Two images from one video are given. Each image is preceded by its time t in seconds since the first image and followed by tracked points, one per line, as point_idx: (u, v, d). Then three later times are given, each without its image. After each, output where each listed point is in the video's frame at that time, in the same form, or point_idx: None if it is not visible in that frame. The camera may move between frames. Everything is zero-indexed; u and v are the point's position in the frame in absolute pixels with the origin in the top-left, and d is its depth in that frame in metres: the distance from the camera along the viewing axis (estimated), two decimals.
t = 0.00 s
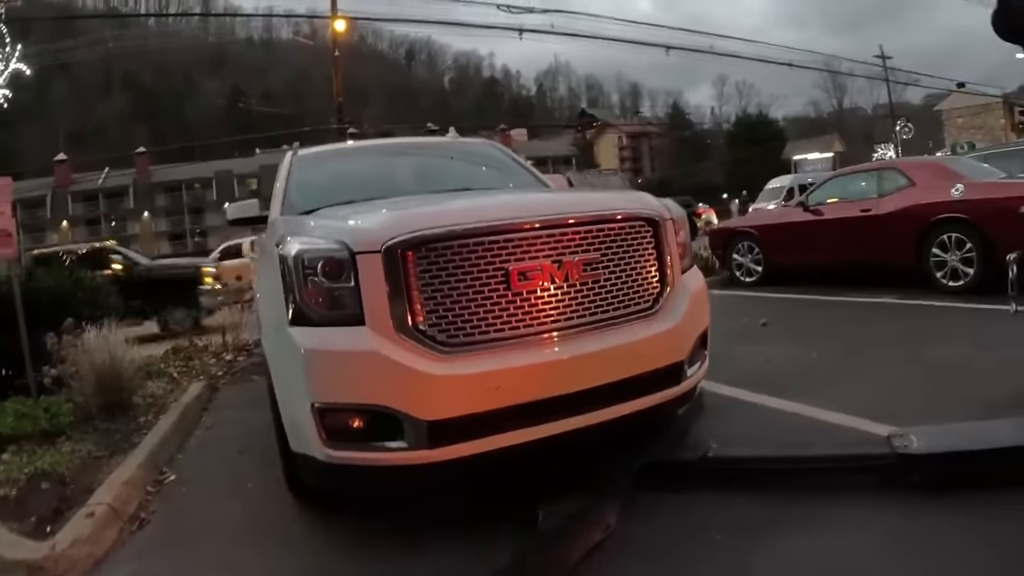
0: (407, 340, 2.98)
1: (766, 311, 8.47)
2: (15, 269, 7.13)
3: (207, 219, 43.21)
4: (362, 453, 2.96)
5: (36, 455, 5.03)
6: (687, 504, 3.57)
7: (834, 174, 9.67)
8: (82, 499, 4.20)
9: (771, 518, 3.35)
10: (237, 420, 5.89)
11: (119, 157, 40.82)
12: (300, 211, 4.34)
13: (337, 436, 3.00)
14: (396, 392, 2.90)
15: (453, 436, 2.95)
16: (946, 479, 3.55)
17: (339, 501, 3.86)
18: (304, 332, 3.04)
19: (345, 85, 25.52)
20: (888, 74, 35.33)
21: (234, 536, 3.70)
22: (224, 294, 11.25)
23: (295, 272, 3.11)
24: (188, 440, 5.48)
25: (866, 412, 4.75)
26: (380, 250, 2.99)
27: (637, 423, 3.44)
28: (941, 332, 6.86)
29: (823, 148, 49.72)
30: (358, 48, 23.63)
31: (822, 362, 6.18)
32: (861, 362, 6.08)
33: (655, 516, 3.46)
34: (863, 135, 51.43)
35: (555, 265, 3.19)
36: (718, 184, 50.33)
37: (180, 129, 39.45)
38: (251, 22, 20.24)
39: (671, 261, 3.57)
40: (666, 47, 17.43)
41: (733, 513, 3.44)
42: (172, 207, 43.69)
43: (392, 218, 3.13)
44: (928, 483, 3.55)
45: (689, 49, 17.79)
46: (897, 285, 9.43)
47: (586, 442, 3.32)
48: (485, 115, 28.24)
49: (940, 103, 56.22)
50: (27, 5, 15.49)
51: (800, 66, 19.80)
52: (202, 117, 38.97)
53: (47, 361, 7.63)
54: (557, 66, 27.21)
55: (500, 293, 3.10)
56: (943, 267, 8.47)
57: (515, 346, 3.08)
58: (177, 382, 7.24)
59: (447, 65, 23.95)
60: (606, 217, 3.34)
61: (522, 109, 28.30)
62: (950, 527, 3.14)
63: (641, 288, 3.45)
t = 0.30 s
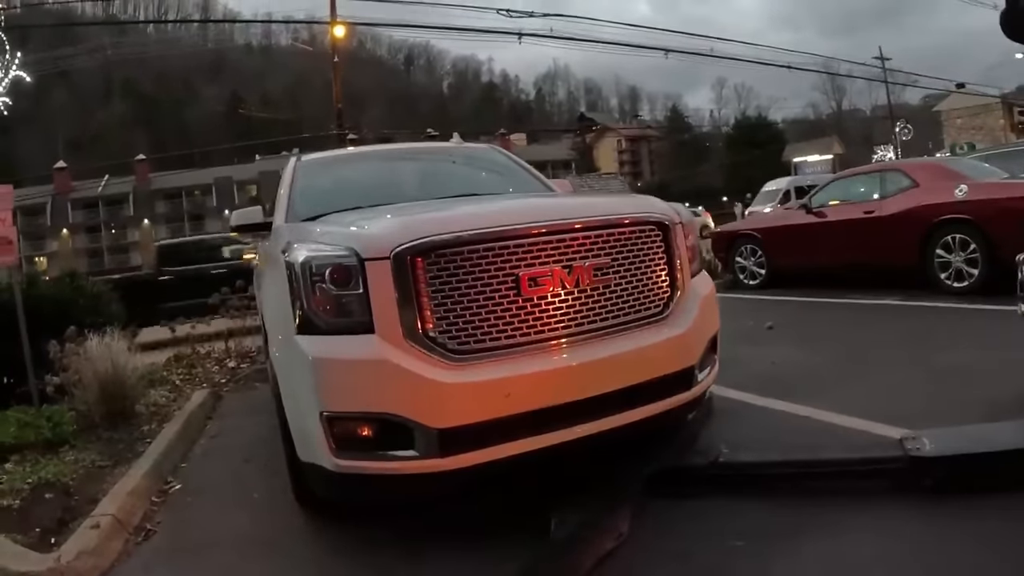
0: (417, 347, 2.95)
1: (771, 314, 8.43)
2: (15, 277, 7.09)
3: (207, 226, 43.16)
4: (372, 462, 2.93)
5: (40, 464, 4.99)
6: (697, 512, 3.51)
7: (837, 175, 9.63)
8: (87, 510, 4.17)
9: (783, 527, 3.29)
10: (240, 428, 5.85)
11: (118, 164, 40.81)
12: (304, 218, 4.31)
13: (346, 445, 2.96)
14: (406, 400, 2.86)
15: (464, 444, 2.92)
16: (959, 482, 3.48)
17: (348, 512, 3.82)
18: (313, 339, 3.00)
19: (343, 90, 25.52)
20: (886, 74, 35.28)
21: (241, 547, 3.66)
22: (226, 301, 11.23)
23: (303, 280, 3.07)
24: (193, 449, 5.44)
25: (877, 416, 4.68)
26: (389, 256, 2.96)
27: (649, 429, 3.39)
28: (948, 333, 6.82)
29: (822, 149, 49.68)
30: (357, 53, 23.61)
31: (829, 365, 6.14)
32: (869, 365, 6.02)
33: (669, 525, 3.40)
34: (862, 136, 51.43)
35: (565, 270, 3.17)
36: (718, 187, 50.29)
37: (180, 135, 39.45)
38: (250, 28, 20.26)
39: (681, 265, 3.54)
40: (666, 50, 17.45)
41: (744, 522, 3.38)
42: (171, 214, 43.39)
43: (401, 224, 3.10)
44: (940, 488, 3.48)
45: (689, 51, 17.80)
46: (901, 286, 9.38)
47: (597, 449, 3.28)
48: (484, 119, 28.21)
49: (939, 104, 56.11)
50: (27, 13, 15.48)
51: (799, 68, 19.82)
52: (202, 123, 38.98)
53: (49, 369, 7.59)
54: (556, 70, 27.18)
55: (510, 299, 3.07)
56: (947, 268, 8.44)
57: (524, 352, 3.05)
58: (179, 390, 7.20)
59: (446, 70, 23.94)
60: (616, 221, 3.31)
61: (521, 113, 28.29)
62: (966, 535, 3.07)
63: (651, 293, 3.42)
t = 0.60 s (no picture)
0: (420, 346, 2.93)
1: (771, 314, 8.42)
2: (14, 275, 7.05)
3: (205, 224, 43.12)
4: (374, 462, 2.91)
5: (38, 463, 4.97)
6: (700, 512, 3.51)
7: (837, 176, 9.63)
8: (85, 509, 4.15)
9: (787, 528, 3.29)
10: (240, 427, 5.83)
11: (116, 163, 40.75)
12: (306, 216, 4.30)
13: (347, 445, 2.94)
14: (408, 399, 2.85)
15: (466, 444, 2.90)
16: (961, 482, 3.48)
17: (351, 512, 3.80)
18: (315, 338, 2.99)
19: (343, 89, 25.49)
20: (885, 74, 35.30)
21: (244, 546, 3.64)
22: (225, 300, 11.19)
23: (305, 277, 3.05)
24: (193, 448, 5.42)
25: (878, 416, 4.69)
26: (392, 254, 2.95)
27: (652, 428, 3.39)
28: (948, 334, 6.81)
29: (822, 149, 49.72)
30: (355, 52, 23.54)
31: (830, 365, 6.13)
32: (870, 365, 6.02)
33: (673, 524, 3.39)
34: (861, 136, 51.42)
35: (568, 269, 3.16)
36: (717, 187, 50.23)
37: (178, 133, 39.38)
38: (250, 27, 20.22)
39: (684, 264, 3.53)
40: (666, 50, 17.49)
41: (747, 522, 3.37)
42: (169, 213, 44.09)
43: (404, 222, 3.09)
44: (943, 488, 3.48)
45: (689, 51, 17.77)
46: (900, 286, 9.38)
47: (600, 449, 3.27)
48: (483, 118, 28.15)
49: (937, 105, 56.17)
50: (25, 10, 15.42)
51: (798, 68, 19.82)
52: (200, 122, 38.89)
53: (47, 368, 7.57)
54: (554, 70, 27.14)
55: (513, 298, 3.06)
56: (947, 269, 8.44)
57: (526, 352, 3.04)
58: (178, 389, 7.17)
59: (445, 69, 23.87)
60: (616, 219, 3.29)
61: (520, 113, 28.26)
62: (970, 535, 3.07)
63: (653, 291, 3.41)
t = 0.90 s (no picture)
0: (419, 347, 2.93)
1: (770, 315, 8.42)
2: (11, 274, 7.04)
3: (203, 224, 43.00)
4: (372, 463, 2.91)
5: (36, 464, 4.97)
6: (696, 513, 3.51)
7: (835, 177, 9.64)
8: (84, 510, 4.15)
9: (783, 529, 3.28)
10: (238, 428, 5.82)
11: (114, 163, 40.71)
12: (305, 217, 4.30)
13: (346, 446, 2.94)
14: (407, 400, 2.85)
15: (465, 445, 2.91)
16: (956, 482, 3.45)
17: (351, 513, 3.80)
18: (313, 340, 2.99)
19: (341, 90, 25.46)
20: (882, 76, 35.34)
21: (243, 547, 3.64)
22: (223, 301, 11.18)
23: (303, 279, 3.05)
24: (191, 449, 5.41)
25: (875, 417, 4.69)
26: (391, 256, 2.95)
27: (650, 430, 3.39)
28: (946, 335, 6.81)
29: (820, 150, 49.71)
30: (354, 53, 23.47)
31: (828, 367, 6.13)
32: (868, 367, 6.01)
33: (669, 525, 3.40)
34: (859, 138, 51.40)
35: (567, 270, 3.16)
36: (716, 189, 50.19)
37: (176, 133, 39.30)
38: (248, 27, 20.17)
39: (682, 265, 3.54)
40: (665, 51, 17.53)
41: (745, 523, 3.37)
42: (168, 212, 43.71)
43: (403, 224, 3.09)
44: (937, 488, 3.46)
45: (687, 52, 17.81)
46: (898, 287, 9.38)
47: (598, 450, 3.28)
48: (481, 119, 28.08)
49: (935, 106, 56.18)
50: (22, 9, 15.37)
51: (797, 69, 19.86)
52: (198, 122, 38.83)
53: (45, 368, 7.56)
54: (552, 70, 27.10)
55: (512, 299, 3.07)
56: (945, 270, 8.43)
57: (525, 353, 3.04)
58: (176, 389, 7.16)
59: (443, 69, 23.79)
60: (615, 221, 3.29)
61: (518, 114, 28.18)
62: (965, 536, 3.06)
63: (652, 293, 3.41)
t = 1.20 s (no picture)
0: (421, 347, 2.93)
1: (771, 317, 8.42)
2: (12, 273, 7.04)
3: (204, 224, 42.95)
4: (372, 462, 2.91)
5: (37, 463, 4.96)
6: (695, 514, 3.51)
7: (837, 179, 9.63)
8: (84, 509, 4.15)
9: (782, 530, 3.29)
10: (239, 428, 5.81)
11: (115, 163, 40.68)
12: (307, 217, 4.31)
13: (347, 445, 2.94)
14: (409, 401, 2.85)
15: (466, 445, 2.91)
16: (941, 485, 3.49)
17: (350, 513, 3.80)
18: (315, 340, 2.99)
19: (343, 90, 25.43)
20: (882, 78, 35.38)
21: (244, 547, 3.64)
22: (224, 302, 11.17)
23: (305, 278, 3.05)
24: (191, 449, 5.41)
25: (875, 418, 4.69)
26: (393, 256, 2.95)
27: (649, 430, 3.40)
28: (947, 337, 6.81)
29: (822, 152, 49.62)
30: (355, 53, 23.38)
31: (828, 368, 6.14)
32: (868, 368, 6.02)
33: (669, 527, 3.40)
34: (860, 139, 51.28)
35: (569, 271, 3.16)
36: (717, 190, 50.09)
37: (177, 132, 39.26)
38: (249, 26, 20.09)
39: (684, 267, 3.54)
40: (665, 53, 17.52)
41: (742, 524, 3.38)
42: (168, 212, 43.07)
43: (405, 223, 3.09)
44: (922, 490, 3.50)
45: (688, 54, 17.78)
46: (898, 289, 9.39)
47: (599, 450, 3.28)
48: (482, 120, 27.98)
49: (936, 108, 56.12)
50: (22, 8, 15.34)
51: (797, 71, 19.83)
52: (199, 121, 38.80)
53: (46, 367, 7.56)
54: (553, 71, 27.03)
55: (514, 299, 3.07)
56: (946, 272, 8.42)
57: (526, 354, 3.04)
58: (177, 389, 7.16)
59: (444, 70, 23.70)
60: (616, 221, 3.29)
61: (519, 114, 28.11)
62: (957, 537, 3.08)
63: (654, 294, 3.42)
